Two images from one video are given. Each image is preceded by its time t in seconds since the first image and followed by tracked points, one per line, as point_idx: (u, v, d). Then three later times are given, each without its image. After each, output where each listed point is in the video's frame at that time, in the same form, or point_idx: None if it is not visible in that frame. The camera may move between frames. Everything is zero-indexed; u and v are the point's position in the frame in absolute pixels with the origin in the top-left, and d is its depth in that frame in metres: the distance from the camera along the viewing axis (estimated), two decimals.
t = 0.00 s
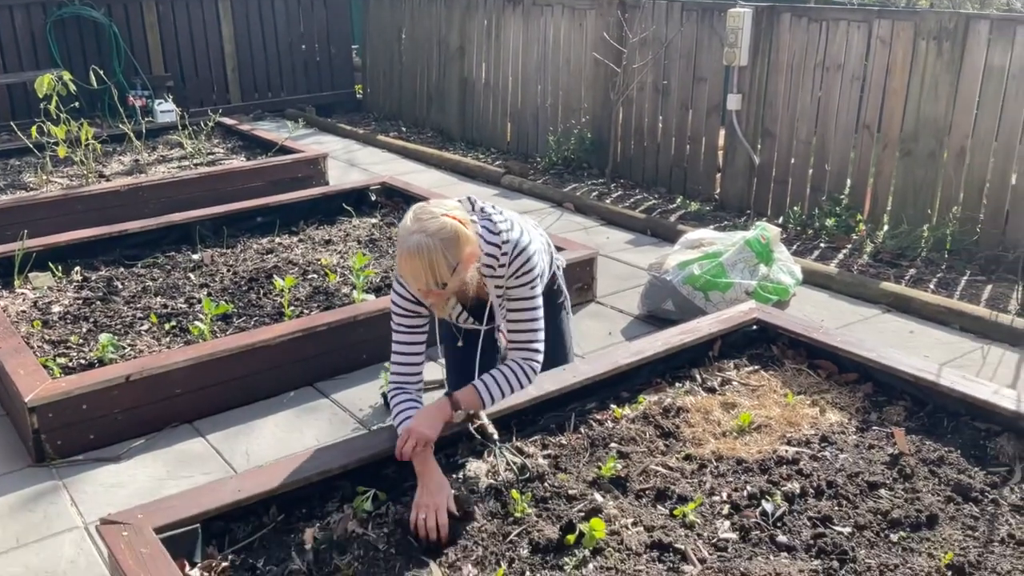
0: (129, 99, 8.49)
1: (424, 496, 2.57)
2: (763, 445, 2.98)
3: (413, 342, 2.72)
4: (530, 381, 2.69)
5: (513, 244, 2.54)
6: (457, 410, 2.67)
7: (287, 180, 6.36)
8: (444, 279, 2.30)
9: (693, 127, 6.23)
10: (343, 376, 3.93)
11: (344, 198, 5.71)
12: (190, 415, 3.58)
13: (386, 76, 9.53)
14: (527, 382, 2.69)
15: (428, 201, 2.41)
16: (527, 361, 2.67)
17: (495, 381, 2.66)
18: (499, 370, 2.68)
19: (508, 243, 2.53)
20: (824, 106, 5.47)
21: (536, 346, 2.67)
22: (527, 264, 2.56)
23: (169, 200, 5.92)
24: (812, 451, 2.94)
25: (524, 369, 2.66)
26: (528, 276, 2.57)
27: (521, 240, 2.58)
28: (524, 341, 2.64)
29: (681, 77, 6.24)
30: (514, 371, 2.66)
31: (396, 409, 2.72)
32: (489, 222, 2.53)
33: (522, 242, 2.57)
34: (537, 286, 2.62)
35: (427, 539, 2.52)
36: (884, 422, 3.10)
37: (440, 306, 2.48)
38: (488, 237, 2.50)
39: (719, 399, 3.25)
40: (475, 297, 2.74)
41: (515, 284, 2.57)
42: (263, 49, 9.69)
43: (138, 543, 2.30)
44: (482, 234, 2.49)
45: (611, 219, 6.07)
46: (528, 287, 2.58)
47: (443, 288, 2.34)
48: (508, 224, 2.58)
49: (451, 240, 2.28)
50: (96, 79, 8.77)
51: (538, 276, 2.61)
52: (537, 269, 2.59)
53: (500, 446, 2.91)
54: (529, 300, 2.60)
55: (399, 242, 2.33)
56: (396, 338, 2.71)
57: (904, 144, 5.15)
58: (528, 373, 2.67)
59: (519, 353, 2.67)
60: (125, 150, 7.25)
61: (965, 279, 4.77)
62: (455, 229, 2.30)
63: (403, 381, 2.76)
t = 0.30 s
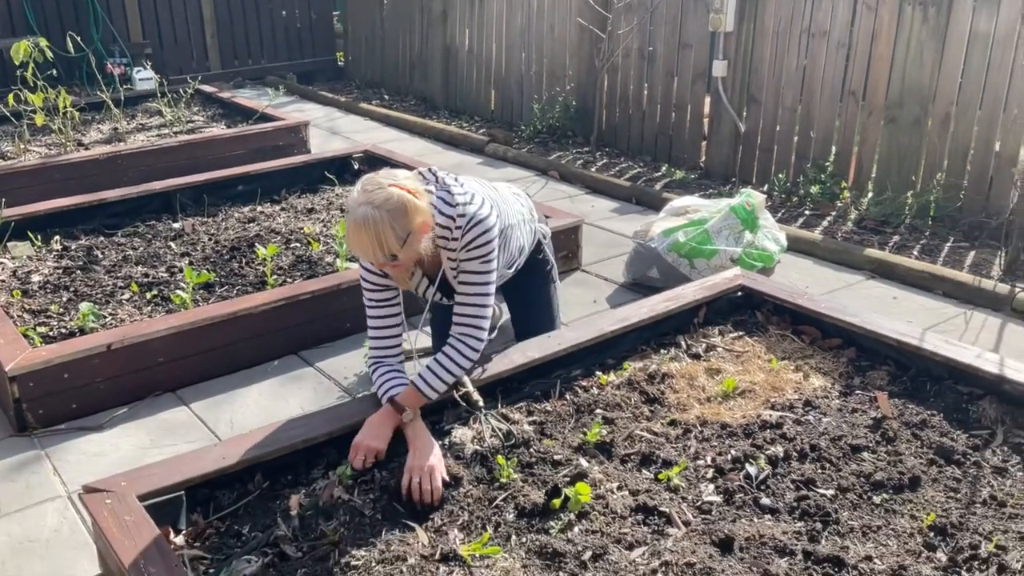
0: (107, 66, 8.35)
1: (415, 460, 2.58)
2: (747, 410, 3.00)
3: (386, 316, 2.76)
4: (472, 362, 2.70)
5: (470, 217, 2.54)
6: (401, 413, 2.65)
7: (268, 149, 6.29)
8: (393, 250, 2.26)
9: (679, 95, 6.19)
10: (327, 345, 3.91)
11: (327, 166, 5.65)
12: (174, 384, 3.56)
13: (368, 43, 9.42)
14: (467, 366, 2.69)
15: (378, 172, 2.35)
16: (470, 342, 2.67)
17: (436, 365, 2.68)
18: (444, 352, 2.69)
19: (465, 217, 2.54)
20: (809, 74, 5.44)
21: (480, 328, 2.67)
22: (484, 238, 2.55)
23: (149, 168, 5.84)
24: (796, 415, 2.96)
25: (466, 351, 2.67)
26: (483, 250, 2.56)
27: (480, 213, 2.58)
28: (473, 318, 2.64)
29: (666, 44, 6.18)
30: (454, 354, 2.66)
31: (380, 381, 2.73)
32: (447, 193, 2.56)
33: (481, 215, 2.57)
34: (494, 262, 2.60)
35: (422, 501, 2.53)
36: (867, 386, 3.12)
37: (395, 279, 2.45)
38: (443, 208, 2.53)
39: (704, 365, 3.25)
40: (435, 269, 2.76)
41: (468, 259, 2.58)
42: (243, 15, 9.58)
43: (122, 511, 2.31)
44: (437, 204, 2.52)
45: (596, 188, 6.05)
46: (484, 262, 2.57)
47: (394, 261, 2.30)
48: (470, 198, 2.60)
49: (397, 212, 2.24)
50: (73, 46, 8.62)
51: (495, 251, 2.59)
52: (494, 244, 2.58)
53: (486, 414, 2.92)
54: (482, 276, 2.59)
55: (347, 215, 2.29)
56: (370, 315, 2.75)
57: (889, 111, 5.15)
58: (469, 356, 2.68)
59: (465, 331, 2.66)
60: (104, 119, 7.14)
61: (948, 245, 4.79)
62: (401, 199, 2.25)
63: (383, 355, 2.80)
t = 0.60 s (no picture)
0: (87, 37, 8.23)
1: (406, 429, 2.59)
2: (734, 378, 3.01)
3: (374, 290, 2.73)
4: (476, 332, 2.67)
5: (451, 187, 2.49)
6: (402, 379, 2.65)
7: (252, 120, 6.23)
8: (370, 222, 2.25)
9: (666, 65, 6.16)
10: (315, 317, 3.90)
11: (312, 138, 5.60)
12: (161, 356, 3.54)
13: (352, 14, 9.31)
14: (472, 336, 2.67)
15: (352, 143, 2.33)
16: (472, 312, 2.65)
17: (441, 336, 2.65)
18: (447, 324, 2.67)
19: (445, 187, 2.49)
20: (796, 46, 5.42)
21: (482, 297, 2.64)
22: (468, 208, 2.51)
23: (132, 140, 5.78)
24: (782, 383, 2.98)
25: (470, 321, 2.65)
26: (468, 220, 2.51)
27: (462, 182, 2.53)
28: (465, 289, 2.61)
29: (653, 14, 6.14)
30: (459, 324, 2.64)
31: (370, 355, 2.72)
32: (425, 163, 2.51)
33: (463, 185, 2.53)
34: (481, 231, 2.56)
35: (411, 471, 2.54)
36: (853, 354, 3.14)
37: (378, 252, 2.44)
38: (423, 178, 2.48)
39: (691, 335, 3.27)
40: (420, 241, 2.72)
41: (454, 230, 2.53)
42: None
43: (110, 482, 2.31)
44: (416, 175, 2.48)
45: (583, 159, 6.04)
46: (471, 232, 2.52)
47: (375, 232, 2.29)
48: (449, 166, 2.55)
49: (373, 181, 2.22)
50: (52, 16, 8.49)
51: (481, 221, 2.54)
52: (479, 214, 2.54)
53: (474, 384, 2.93)
54: (472, 245, 2.55)
55: (324, 189, 2.27)
56: (356, 288, 2.73)
57: (876, 81, 5.14)
58: (473, 325, 2.66)
59: (464, 302, 2.63)
60: (85, 90, 7.04)
61: (934, 215, 4.81)
62: (376, 169, 2.23)
63: (371, 328, 2.77)
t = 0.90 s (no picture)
0: (71, 13, 8.14)
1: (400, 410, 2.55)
2: (724, 353, 3.03)
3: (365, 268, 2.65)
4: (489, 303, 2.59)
5: (448, 164, 2.47)
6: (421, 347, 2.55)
7: (239, 97, 6.18)
8: (380, 194, 2.22)
9: (655, 41, 6.13)
10: (305, 294, 3.90)
11: (299, 114, 5.56)
12: (150, 334, 3.53)
13: None
14: (486, 307, 2.58)
15: (346, 119, 2.30)
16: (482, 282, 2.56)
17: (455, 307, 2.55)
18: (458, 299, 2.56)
19: (442, 164, 2.46)
20: (785, 21, 5.40)
21: (489, 266, 2.58)
22: (465, 185, 2.48)
23: (118, 117, 5.73)
24: (771, 358, 3.00)
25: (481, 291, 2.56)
26: (466, 196, 2.49)
27: (458, 159, 2.51)
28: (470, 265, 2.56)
29: None
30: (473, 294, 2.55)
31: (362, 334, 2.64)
32: (420, 141, 2.48)
33: (459, 161, 2.50)
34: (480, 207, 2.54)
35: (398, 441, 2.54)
36: (842, 328, 3.16)
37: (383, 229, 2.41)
38: (419, 155, 2.45)
39: (681, 310, 3.28)
40: (416, 219, 2.69)
41: (455, 207, 2.51)
42: None
43: (102, 459, 2.31)
44: (412, 153, 2.45)
45: (572, 135, 6.02)
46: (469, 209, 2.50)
47: (382, 205, 2.26)
48: (445, 143, 2.52)
49: (378, 153, 2.20)
50: None
51: (479, 197, 2.52)
52: (476, 190, 2.52)
53: (465, 360, 2.93)
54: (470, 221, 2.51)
55: (325, 166, 2.24)
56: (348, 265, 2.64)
57: (866, 56, 5.14)
58: (486, 294, 2.57)
59: (471, 274, 2.56)
60: (70, 67, 6.97)
61: (922, 190, 4.83)
62: (378, 140, 2.21)
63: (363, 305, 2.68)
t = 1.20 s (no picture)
0: None
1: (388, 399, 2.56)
2: (715, 334, 3.04)
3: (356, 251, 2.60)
4: (489, 288, 2.53)
5: (439, 151, 2.46)
6: (433, 336, 2.49)
7: (228, 78, 6.13)
8: (372, 179, 2.20)
9: (646, 21, 6.10)
10: (295, 276, 3.88)
11: (289, 96, 5.52)
12: (141, 317, 3.52)
13: None
14: (486, 292, 2.53)
15: (338, 103, 2.28)
16: (480, 265, 2.51)
17: (457, 293, 2.49)
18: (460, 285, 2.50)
19: (433, 151, 2.45)
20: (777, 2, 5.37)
21: (486, 251, 2.53)
22: (456, 172, 2.47)
23: (106, 99, 5.68)
24: (763, 338, 3.01)
25: (480, 275, 2.50)
26: (458, 183, 2.48)
27: (449, 145, 2.50)
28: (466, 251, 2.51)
29: None
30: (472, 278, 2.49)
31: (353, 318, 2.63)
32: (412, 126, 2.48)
33: (450, 148, 2.49)
34: (472, 193, 2.53)
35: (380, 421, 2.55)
36: (833, 309, 3.17)
37: (374, 215, 2.39)
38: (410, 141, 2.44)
39: (673, 292, 3.28)
40: (407, 204, 2.68)
41: (446, 194, 2.49)
42: None
43: (93, 442, 2.31)
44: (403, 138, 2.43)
45: (564, 117, 6.00)
46: (461, 195, 2.49)
47: (374, 191, 2.24)
48: (436, 129, 2.51)
49: (370, 138, 2.18)
50: None
51: (471, 183, 2.51)
52: (468, 175, 2.50)
53: (457, 342, 2.93)
54: (463, 206, 2.49)
55: (317, 150, 2.22)
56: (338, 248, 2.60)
57: (857, 37, 5.12)
58: (485, 277, 2.51)
59: (467, 259, 2.51)
60: (57, 49, 6.91)
61: (913, 171, 4.84)
62: (371, 125, 2.19)
63: (353, 288, 2.65)
